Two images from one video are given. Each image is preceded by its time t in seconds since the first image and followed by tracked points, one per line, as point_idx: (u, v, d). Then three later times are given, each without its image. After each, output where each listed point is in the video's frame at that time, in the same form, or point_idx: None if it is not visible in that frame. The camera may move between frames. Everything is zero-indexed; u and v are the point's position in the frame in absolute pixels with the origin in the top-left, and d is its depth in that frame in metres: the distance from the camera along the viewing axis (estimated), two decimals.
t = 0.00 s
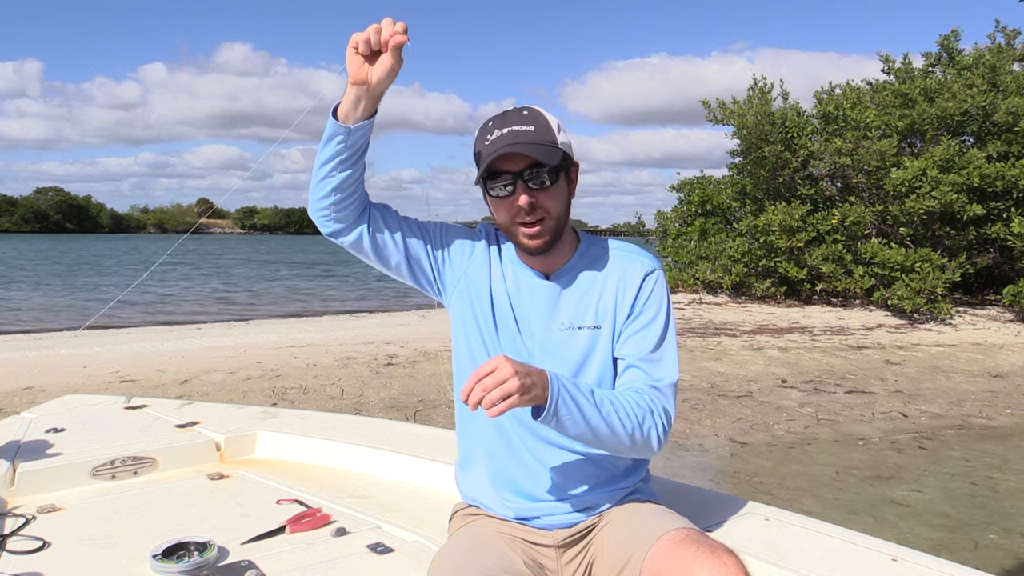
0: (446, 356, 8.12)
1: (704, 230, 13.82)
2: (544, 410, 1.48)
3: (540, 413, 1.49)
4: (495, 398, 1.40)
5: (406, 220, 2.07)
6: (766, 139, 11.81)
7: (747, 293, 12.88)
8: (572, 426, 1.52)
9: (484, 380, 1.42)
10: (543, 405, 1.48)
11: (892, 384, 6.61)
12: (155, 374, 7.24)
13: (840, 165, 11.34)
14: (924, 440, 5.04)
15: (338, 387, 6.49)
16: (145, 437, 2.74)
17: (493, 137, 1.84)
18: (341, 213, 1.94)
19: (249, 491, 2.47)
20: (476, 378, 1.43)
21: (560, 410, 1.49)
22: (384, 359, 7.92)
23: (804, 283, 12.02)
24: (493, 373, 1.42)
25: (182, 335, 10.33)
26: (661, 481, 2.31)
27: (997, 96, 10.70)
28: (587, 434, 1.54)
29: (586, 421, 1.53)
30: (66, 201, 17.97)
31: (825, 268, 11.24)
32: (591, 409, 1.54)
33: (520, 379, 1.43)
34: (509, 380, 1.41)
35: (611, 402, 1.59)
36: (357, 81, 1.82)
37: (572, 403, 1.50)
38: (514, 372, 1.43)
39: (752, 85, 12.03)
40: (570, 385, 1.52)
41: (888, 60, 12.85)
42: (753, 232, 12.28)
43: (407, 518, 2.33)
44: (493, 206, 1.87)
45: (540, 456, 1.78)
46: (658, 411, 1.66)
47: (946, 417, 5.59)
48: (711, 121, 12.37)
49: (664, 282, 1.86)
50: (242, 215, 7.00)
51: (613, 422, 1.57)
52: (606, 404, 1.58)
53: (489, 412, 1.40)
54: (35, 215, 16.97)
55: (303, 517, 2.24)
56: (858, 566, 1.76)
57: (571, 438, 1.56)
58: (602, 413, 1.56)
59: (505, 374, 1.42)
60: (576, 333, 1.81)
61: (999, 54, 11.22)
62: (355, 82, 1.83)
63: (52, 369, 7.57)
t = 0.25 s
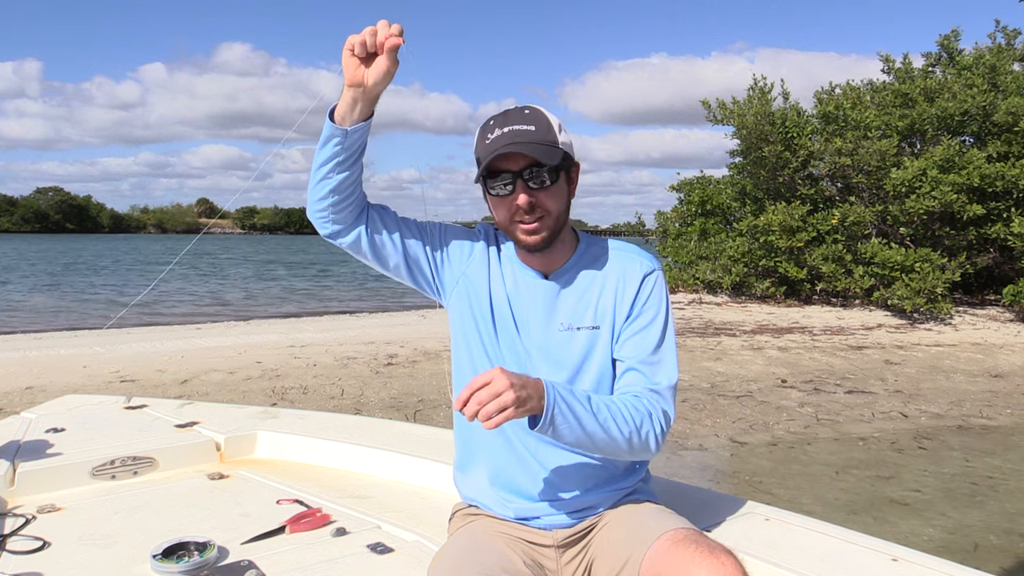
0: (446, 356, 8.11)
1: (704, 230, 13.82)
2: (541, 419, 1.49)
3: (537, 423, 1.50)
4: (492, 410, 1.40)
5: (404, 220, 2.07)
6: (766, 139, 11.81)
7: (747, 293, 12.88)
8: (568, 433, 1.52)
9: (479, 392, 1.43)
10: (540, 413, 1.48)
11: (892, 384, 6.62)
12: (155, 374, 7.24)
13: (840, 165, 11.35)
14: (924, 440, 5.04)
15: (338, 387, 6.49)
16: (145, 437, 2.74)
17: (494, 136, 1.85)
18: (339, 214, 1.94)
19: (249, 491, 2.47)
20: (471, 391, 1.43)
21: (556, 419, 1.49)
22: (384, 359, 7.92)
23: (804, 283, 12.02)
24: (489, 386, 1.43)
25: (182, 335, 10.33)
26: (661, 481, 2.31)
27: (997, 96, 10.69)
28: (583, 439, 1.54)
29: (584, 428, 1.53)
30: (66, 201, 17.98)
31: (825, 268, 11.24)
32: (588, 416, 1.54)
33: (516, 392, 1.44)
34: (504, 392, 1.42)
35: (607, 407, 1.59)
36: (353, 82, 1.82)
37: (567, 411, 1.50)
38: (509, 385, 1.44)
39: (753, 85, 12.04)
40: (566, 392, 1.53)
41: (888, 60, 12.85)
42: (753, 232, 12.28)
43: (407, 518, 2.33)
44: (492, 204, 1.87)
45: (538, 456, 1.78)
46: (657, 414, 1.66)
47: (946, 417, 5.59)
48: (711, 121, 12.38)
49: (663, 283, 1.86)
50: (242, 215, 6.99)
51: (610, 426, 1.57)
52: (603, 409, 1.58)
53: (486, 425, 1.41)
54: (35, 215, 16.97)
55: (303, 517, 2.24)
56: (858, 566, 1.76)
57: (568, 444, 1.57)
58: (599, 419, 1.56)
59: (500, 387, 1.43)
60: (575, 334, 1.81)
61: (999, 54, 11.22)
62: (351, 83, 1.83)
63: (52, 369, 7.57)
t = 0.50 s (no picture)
0: (446, 356, 8.12)
1: (704, 230, 13.82)
2: (540, 420, 1.49)
3: (536, 424, 1.50)
4: (491, 412, 1.41)
5: (406, 219, 2.07)
6: (766, 139, 11.81)
7: (747, 293, 12.88)
8: (567, 435, 1.52)
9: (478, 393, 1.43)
10: (538, 415, 1.48)
11: (892, 384, 6.61)
12: (155, 374, 7.24)
13: (840, 165, 11.34)
14: (924, 440, 5.04)
15: (338, 387, 6.49)
16: (145, 437, 2.74)
17: (498, 133, 1.84)
18: (341, 213, 1.94)
19: (249, 491, 2.47)
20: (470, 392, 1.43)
21: (555, 420, 1.49)
22: (384, 359, 7.92)
23: (804, 283, 12.02)
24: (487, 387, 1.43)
25: (182, 335, 10.33)
26: (661, 481, 2.31)
27: (997, 96, 10.69)
28: (581, 440, 1.54)
29: (583, 429, 1.53)
30: (66, 201, 18.01)
31: (825, 268, 11.24)
32: (587, 418, 1.54)
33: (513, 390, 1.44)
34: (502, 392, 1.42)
35: (607, 409, 1.60)
36: (356, 82, 1.83)
37: (566, 412, 1.50)
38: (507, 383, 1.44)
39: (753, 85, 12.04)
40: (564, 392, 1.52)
41: (888, 60, 12.85)
42: (753, 232, 12.28)
43: (407, 518, 2.33)
44: (495, 202, 1.87)
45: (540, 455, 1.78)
46: (656, 417, 1.66)
47: (946, 417, 5.59)
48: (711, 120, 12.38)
49: (664, 285, 1.86)
50: (242, 215, 6.99)
51: (609, 428, 1.57)
52: (602, 411, 1.58)
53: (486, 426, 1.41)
54: (35, 215, 16.97)
55: (303, 517, 2.24)
56: (857, 567, 1.76)
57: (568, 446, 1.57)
58: (598, 421, 1.56)
59: (499, 388, 1.43)
60: (575, 335, 1.81)
61: (999, 54, 11.21)
62: (355, 83, 1.83)
63: (52, 369, 7.57)
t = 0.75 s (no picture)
0: (446, 356, 8.11)
1: (704, 230, 13.82)
2: (542, 405, 1.48)
3: (538, 409, 1.49)
4: (498, 383, 1.40)
5: (408, 219, 2.07)
6: (767, 139, 11.81)
7: (747, 293, 12.88)
8: (571, 424, 1.52)
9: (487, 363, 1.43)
10: (541, 400, 1.48)
11: (892, 384, 6.61)
12: (155, 374, 7.23)
13: (840, 165, 11.34)
14: (923, 440, 5.04)
15: (338, 387, 6.49)
16: (145, 437, 2.74)
17: (500, 134, 1.84)
18: (343, 213, 1.94)
19: (249, 491, 2.47)
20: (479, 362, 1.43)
21: (559, 406, 1.49)
22: (384, 359, 7.92)
23: (804, 283, 12.03)
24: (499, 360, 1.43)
25: (182, 334, 10.32)
26: (661, 481, 2.31)
27: (997, 96, 10.68)
28: (586, 434, 1.54)
29: (586, 418, 1.53)
30: (65, 201, 18.01)
31: (825, 268, 11.25)
32: (589, 408, 1.54)
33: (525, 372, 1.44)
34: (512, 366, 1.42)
35: (610, 402, 1.59)
36: (359, 81, 1.82)
37: (571, 402, 1.51)
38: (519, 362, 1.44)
39: (753, 85, 12.03)
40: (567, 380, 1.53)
41: (888, 60, 12.85)
42: (753, 232, 12.28)
43: (408, 518, 2.33)
44: (497, 202, 1.87)
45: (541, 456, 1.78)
46: (657, 414, 1.66)
47: (946, 417, 5.59)
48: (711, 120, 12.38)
49: (666, 284, 1.86)
50: (242, 215, 6.99)
51: (613, 420, 1.57)
52: (605, 403, 1.58)
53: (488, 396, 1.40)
54: (34, 214, 16.97)
55: (303, 517, 2.24)
56: (858, 566, 1.76)
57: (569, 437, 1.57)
58: (601, 412, 1.56)
59: (509, 362, 1.43)
60: (577, 333, 1.81)
61: (998, 54, 11.21)
62: (357, 83, 1.83)
63: (52, 369, 7.57)
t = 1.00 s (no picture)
0: (446, 356, 8.11)
1: (704, 230, 13.82)
2: (542, 413, 1.48)
3: (537, 417, 1.50)
4: (501, 384, 1.40)
5: (408, 220, 2.06)
6: (766, 139, 11.82)
7: (747, 293, 12.87)
8: (569, 430, 1.52)
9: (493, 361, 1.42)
10: (541, 408, 1.48)
11: (892, 384, 6.61)
12: (155, 374, 7.23)
13: (840, 165, 11.34)
14: (923, 440, 5.04)
15: (338, 387, 6.49)
16: (145, 437, 2.74)
17: (493, 143, 1.85)
18: (344, 214, 1.94)
19: (249, 491, 2.47)
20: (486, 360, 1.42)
21: (557, 414, 1.49)
22: (384, 359, 7.91)
23: (804, 283, 12.03)
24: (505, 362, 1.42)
25: (182, 334, 10.32)
26: (661, 481, 2.31)
27: (997, 96, 10.68)
28: (585, 440, 1.54)
29: (582, 426, 1.53)
30: (66, 200, 17.74)
31: (825, 268, 11.25)
32: (588, 416, 1.54)
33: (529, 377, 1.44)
34: (519, 370, 1.42)
35: (608, 407, 1.59)
36: (359, 83, 1.82)
37: (569, 408, 1.50)
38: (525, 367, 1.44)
39: (753, 85, 12.04)
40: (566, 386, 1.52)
41: (888, 60, 12.85)
42: (753, 232, 12.28)
43: (408, 518, 2.33)
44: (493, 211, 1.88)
45: (542, 456, 1.78)
46: (656, 417, 1.66)
47: (946, 417, 5.59)
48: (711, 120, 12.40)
49: (667, 286, 1.85)
50: (241, 215, 6.98)
51: (610, 429, 1.57)
52: (603, 409, 1.58)
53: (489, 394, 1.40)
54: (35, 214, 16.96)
55: (303, 517, 2.24)
56: (858, 566, 1.75)
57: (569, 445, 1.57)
58: (600, 417, 1.56)
59: (516, 365, 1.42)
60: (577, 334, 1.81)
61: (999, 54, 11.20)
62: (358, 84, 1.83)
63: (52, 369, 7.57)
